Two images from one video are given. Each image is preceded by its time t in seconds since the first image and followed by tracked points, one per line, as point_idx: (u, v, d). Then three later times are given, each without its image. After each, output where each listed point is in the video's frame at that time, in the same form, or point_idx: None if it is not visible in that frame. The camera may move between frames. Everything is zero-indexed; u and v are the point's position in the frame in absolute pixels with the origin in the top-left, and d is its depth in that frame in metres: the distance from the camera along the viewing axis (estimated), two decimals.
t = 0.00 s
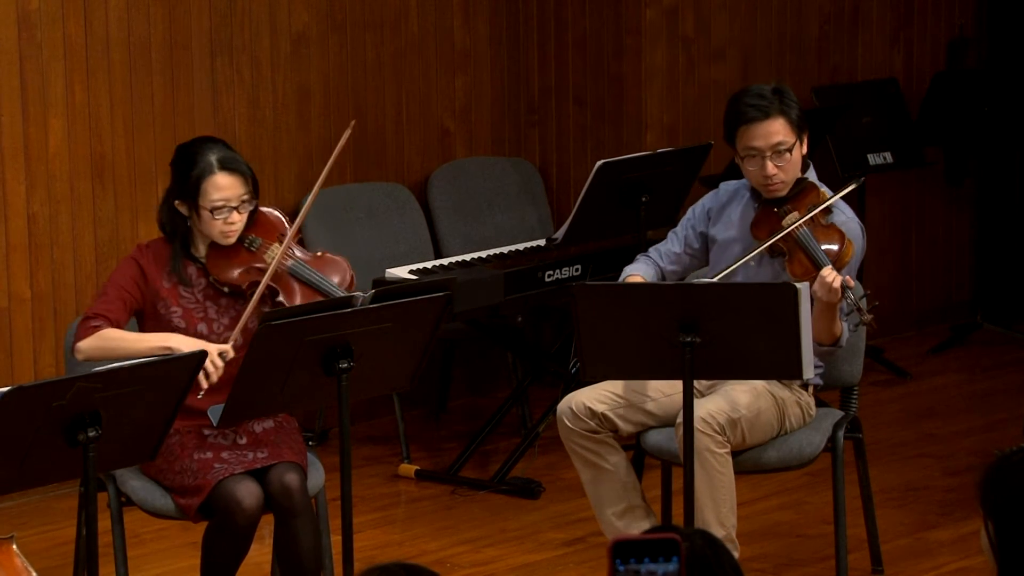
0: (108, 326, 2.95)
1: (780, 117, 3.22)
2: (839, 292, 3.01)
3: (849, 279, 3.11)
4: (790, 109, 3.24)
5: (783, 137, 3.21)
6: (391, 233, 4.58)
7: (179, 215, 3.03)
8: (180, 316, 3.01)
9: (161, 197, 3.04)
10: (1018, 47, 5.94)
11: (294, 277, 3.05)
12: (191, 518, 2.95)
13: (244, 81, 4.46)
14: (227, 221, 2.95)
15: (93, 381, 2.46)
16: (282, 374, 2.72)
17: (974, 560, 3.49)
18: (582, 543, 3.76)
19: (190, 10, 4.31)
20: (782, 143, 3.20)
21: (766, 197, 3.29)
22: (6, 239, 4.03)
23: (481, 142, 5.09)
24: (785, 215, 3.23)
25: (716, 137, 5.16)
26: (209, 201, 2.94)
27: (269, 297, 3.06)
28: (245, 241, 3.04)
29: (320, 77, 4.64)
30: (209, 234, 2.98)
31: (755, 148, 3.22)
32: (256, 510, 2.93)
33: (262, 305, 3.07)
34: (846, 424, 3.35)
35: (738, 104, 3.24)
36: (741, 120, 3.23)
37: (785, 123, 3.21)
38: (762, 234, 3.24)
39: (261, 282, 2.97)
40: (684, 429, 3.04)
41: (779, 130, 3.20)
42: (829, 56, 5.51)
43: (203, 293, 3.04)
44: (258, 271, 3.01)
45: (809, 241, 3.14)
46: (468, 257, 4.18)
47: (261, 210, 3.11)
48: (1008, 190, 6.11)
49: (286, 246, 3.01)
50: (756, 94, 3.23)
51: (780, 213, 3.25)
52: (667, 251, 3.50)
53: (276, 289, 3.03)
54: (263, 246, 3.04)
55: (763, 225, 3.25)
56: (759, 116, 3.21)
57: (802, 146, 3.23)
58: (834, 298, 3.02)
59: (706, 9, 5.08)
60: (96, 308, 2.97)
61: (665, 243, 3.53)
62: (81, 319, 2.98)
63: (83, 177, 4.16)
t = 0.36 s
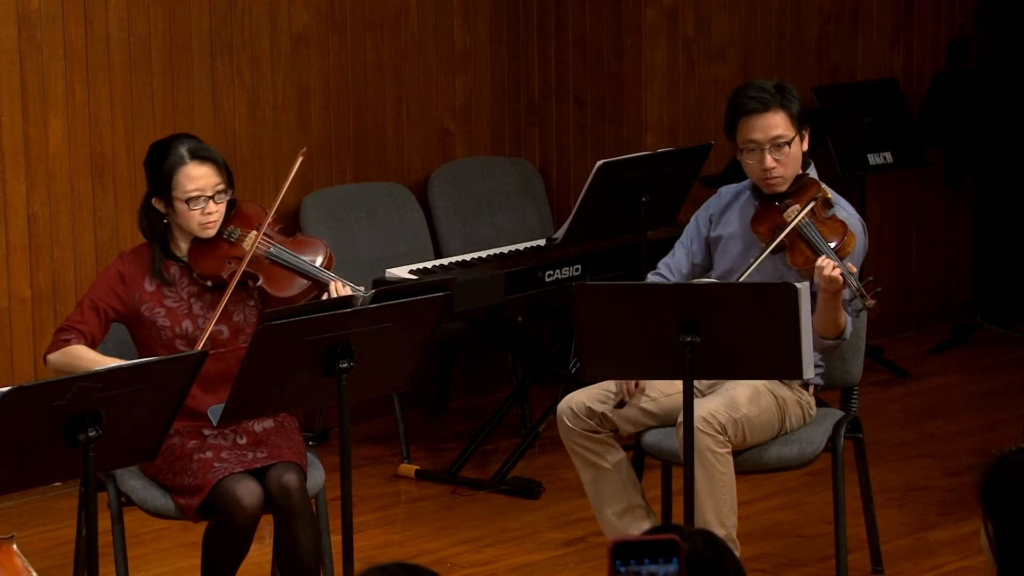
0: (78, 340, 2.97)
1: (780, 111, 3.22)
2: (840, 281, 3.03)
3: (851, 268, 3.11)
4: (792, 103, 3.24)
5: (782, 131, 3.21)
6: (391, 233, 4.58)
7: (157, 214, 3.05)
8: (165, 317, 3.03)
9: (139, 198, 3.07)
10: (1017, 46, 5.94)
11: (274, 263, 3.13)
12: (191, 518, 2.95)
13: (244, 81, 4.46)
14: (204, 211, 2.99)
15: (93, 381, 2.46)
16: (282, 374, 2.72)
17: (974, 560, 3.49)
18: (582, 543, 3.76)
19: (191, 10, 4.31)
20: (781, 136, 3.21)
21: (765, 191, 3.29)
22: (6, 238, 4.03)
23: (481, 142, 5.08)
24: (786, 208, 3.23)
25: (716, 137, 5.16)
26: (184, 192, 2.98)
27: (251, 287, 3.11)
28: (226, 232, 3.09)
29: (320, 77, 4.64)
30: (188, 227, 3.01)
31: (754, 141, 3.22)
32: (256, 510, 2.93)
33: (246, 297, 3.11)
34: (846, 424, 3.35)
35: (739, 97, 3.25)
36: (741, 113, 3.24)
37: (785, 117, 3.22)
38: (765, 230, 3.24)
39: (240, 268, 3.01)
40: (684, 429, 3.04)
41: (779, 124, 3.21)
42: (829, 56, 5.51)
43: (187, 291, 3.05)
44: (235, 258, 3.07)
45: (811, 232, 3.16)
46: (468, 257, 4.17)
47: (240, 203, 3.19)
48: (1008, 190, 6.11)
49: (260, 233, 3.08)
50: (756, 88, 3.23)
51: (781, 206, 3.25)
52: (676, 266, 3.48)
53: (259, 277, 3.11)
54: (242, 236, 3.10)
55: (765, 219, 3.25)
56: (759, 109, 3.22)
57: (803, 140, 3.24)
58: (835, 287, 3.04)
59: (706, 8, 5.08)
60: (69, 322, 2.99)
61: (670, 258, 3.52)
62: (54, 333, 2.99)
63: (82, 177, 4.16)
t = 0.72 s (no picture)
0: (75, 356, 2.97)
1: (765, 113, 3.22)
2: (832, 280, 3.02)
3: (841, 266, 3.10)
4: (777, 104, 3.24)
5: (768, 132, 3.21)
6: (391, 233, 4.58)
7: (147, 223, 3.05)
8: (159, 323, 3.03)
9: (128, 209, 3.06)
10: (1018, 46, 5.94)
11: (264, 271, 3.12)
12: (191, 518, 2.95)
13: (244, 81, 4.46)
14: (193, 220, 2.98)
15: (93, 381, 2.46)
16: (281, 373, 2.72)
17: (974, 560, 3.49)
18: (583, 543, 3.76)
19: (190, 10, 4.31)
20: (767, 138, 3.20)
21: (756, 195, 3.27)
22: (6, 238, 4.03)
23: (482, 142, 5.08)
24: (775, 209, 3.22)
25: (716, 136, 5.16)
26: (171, 203, 2.97)
27: (245, 295, 3.10)
28: (215, 239, 3.08)
29: (320, 77, 4.64)
30: (178, 236, 3.01)
31: (741, 144, 3.22)
32: (256, 509, 2.93)
33: (239, 303, 3.10)
34: (846, 424, 3.35)
35: (724, 101, 3.25)
36: (727, 116, 3.24)
37: (770, 118, 3.22)
38: (757, 231, 3.23)
39: (229, 280, 3.03)
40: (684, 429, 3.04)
41: (764, 125, 3.21)
42: (829, 56, 5.51)
43: (181, 297, 3.05)
44: (229, 267, 3.07)
45: (801, 231, 3.14)
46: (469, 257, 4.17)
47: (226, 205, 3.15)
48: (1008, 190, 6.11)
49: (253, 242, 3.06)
50: (739, 91, 3.24)
51: (771, 207, 3.23)
52: (664, 250, 3.50)
53: (252, 286, 3.10)
54: (233, 243, 3.09)
55: (756, 221, 3.24)
56: (744, 111, 3.22)
57: (789, 140, 3.23)
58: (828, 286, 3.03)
59: (707, 8, 5.08)
60: (64, 340, 2.99)
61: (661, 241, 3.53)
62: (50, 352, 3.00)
63: (83, 177, 4.16)
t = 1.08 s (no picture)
0: (79, 350, 2.97)
1: (741, 120, 3.20)
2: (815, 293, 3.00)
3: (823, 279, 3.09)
4: (751, 109, 3.22)
5: (747, 139, 3.19)
6: (391, 233, 4.58)
7: (152, 221, 3.05)
8: (166, 319, 3.03)
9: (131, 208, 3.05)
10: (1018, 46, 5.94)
11: (273, 264, 3.14)
12: (191, 518, 2.95)
13: (244, 81, 4.46)
14: (200, 215, 2.99)
15: (93, 381, 2.46)
16: (282, 373, 2.72)
17: (974, 560, 3.49)
18: (583, 543, 3.76)
19: (190, 10, 4.31)
20: (747, 144, 3.19)
21: (747, 202, 3.27)
22: (6, 238, 4.03)
23: (482, 142, 5.08)
24: (763, 217, 3.21)
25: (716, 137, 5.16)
26: (178, 199, 2.98)
27: (253, 288, 3.12)
28: (223, 235, 3.09)
29: (320, 77, 4.64)
30: (185, 232, 3.01)
31: (723, 156, 3.21)
32: (256, 510, 2.93)
33: (247, 299, 3.12)
34: (846, 424, 3.35)
35: (699, 115, 3.24)
36: (704, 130, 3.23)
37: (746, 125, 3.20)
38: (746, 237, 3.24)
39: (240, 273, 3.02)
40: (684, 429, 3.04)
41: (742, 133, 3.19)
42: (829, 56, 5.51)
43: (187, 294, 3.05)
44: (236, 262, 3.07)
45: (785, 241, 3.12)
46: (469, 257, 4.16)
47: (233, 203, 3.18)
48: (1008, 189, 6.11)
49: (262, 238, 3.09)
50: (711, 104, 3.23)
51: (760, 215, 3.22)
52: (655, 230, 3.51)
53: (260, 279, 3.12)
54: (240, 238, 3.10)
55: (746, 228, 3.24)
56: (719, 123, 3.20)
57: (769, 142, 3.21)
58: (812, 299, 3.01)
59: (706, 8, 5.08)
60: (67, 332, 2.98)
61: (656, 221, 3.54)
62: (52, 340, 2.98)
63: (83, 177, 4.16)
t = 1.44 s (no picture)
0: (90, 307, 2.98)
1: (725, 131, 3.20)
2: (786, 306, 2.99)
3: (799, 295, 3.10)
4: (736, 119, 3.21)
5: (731, 151, 3.19)
6: (391, 233, 4.58)
7: (166, 220, 3.04)
8: (178, 311, 3.02)
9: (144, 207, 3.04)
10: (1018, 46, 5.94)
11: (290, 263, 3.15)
12: (191, 518, 2.95)
13: (244, 80, 4.46)
14: (217, 216, 2.99)
15: (93, 381, 2.46)
16: (282, 373, 2.72)
17: (974, 560, 3.49)
18: (583, 543, 3.76)
19: (190, 11, 4.31)
20: (730, 157, 3.18)
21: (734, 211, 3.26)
22: (6, 238, 4.03)
23: (482, 142, 5.08)
24: (746, 226, 3.20)
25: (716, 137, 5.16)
26: (195, 200, 2.97)
27: (267, 287, 3.12)
28: (239, 234, 3.10)
29: (320, 77, 4.64)
30: (201, 232, 3.01)
31: (707, 167, 3.21)
32: (256, 510, 2.93)
33: (259, 297, 3.11)
34: (846, 424, 3.35)
35: (684, 127, 3.25)
36: (689, 142, 3.23)
37: (730, 136, 3.19)
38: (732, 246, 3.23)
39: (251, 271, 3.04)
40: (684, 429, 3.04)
41: (726, 145, 3.19)
42: (829, 56, 5.51)
43: (201, 290, 3.06)
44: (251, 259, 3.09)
45: (765, 254, 3.14)
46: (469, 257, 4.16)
47: (250, 202, 3.19)
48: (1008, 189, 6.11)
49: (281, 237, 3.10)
50: (696, 114, 3.23)
51: (744, 224, 3.21)
52: (651, 231, 3.51)
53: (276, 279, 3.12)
54: (257, 237, 3.11)
55: (732, 238, 3.23)
56: (703, 135, 3.21)
57: (754, 153, 3.20)
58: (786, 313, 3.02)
59: (706, 9, 5.08)
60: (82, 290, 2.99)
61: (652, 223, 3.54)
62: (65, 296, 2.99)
63: (82, 176, 4.16)
